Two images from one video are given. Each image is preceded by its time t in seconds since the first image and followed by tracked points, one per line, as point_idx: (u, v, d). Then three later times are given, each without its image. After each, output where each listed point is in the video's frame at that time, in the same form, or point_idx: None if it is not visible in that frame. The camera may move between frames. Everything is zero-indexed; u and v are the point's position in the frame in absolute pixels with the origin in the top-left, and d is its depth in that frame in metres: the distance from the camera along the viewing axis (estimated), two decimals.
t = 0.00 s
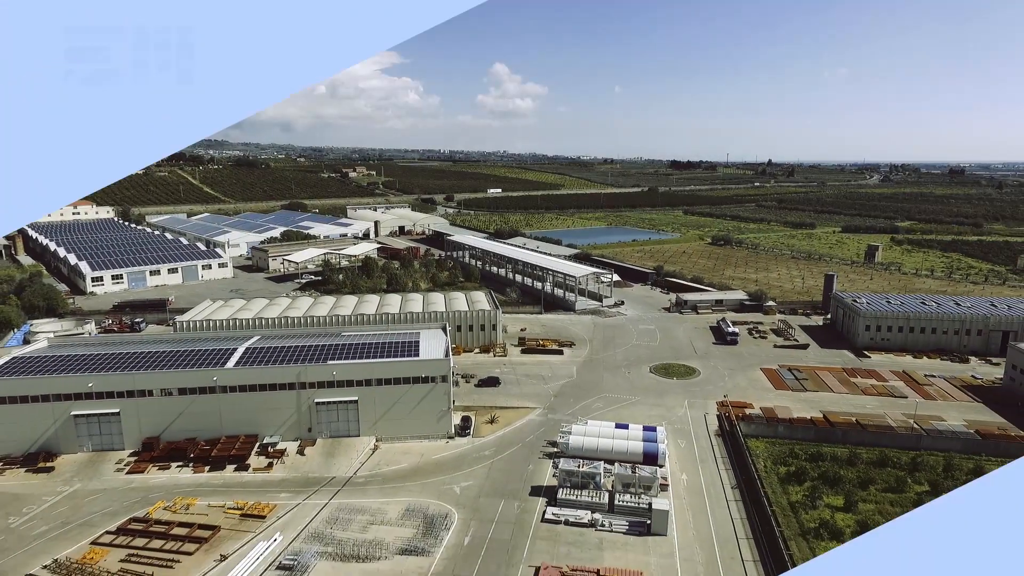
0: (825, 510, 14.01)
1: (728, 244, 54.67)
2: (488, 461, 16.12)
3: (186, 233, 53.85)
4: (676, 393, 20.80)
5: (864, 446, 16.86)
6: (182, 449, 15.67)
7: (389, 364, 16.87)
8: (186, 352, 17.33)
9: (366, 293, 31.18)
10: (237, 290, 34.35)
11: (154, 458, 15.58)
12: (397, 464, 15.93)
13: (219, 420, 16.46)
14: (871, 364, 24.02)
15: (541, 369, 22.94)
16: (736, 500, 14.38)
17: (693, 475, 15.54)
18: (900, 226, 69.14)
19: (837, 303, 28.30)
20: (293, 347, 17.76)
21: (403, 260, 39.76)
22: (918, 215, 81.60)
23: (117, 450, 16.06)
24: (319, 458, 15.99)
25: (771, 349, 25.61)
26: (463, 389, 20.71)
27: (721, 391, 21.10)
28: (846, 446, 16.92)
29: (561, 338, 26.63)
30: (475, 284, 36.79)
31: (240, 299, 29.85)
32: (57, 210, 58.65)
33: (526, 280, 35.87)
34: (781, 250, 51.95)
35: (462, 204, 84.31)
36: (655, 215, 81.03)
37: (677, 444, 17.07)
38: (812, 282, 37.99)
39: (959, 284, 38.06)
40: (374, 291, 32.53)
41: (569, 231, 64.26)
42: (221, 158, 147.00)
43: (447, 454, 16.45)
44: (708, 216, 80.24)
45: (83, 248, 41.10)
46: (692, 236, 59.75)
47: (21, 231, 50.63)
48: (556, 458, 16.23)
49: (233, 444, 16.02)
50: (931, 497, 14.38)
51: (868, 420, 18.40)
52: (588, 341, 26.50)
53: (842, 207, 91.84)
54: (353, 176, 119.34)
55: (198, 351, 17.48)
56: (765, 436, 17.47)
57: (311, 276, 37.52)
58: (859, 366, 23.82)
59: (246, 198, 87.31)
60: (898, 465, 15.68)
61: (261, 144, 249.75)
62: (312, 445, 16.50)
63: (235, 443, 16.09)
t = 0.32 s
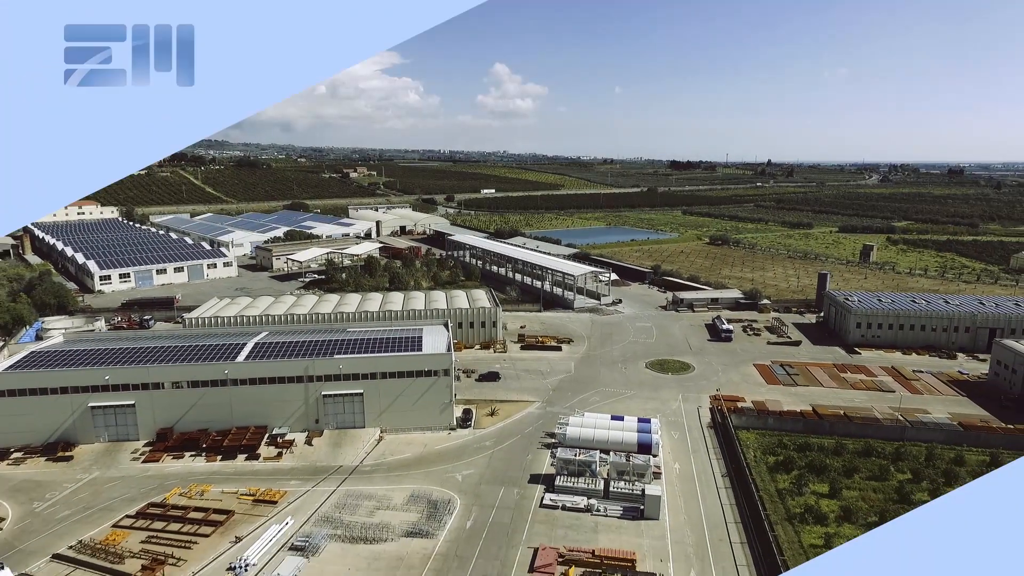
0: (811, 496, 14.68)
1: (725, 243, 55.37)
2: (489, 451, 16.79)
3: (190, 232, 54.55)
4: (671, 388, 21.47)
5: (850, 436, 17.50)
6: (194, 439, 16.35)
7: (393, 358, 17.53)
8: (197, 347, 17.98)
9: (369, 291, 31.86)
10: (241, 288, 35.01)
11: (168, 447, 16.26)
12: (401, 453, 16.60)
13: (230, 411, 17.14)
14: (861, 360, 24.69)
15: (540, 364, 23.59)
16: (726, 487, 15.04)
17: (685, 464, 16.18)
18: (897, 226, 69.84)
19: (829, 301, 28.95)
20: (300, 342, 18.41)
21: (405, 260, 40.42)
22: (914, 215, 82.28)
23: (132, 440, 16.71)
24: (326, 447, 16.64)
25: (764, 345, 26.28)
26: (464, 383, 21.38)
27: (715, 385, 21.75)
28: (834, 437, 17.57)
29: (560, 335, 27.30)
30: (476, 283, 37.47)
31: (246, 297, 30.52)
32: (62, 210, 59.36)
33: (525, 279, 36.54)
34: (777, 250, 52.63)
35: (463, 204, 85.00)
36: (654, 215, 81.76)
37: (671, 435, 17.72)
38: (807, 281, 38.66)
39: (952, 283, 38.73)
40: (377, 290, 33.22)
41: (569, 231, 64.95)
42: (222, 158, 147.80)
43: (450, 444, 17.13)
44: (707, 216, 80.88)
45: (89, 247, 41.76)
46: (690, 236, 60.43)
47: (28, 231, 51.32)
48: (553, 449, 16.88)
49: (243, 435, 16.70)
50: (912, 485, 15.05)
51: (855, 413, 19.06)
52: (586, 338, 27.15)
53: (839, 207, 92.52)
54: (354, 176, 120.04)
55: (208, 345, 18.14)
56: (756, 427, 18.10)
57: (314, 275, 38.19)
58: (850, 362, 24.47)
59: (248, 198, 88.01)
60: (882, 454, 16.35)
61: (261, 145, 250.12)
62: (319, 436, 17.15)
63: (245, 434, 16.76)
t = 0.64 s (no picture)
0: (798, 484, 15.33)
1: (723, 242, 56.07)
2: (490, 442, 17.45)
3: (194, 232, 55.23)
4: (666, 383, 22.13)
5: (838, 429, 18.14)
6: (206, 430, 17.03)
7: (397, 353, 18.18)
8: (209, 343, 18.63)
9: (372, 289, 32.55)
10: (247, 287, 35.70)
11: (182, 438, 16.93)
12: (406, 444, 17.26)
13: (241, 404, 17.81)
14: (852, 356, 25.35)
15: (540, 360, 24.25)
16: (717, 476, 15.68)
17: (678, 454, 16.83)
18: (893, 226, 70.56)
19: (823, 299, 29.62)
20: (308, 337, 19.07)
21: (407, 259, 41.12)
22: (912, 215, 82.97)
23: (147, 432, 17.38)
24: (334, 438, 17.31)
25: (759, 342, 26.95)
26: (466, 378, 22.04)
27: (709, 381, 22.42)
28: (823, 429, 18.21)
29: (559, 332, 27.96)
30: (477, 282, 38.13)
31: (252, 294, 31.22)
32: (68, 210, 60.03)
33: (526, 278, 37.22)
34: (774, 250, 53.33)
35: (464, 205, 85.74)
36: (653, 215, 82.47)
37: (665, 427, 18.36)
38: (802, 280, 39.33)
39: (945, 282, 39.43)
40: (380, 288, 33.91)
41: (568, 231, 65.64)
42: (223, 158, 148.55)
43: (452, 436, 17.78)
44: (706, 216, 81.60)
45: (97, 246, 42.44)
46: (689, 236, 61.11)
47: (35, 229, 52.01)
48: (551, 440, 17.54)
49: (254, 426, 17.37)
50: (896, 474, 15.70)
51: (844, 406, 19.71)
52: (584, 335, 27.81)
53: (838, 207, 93.22)
54: (355, 176, 120.80)
55: (219, 341, 18.79)
56: (748, 420, 18.73)
57: (318, 274, 38.89)
58: (841, 358, 25.13)
59: (250, 199, 88.68)
60: (868, 445, 17.00)
61: (262, 145, 250.92)
62: (327, 427, 17.81)
63: (256, 425, 17.43)
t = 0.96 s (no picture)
0: (786, 474, 15.98)
1: (720, 242, 56.72)
2: (490, 434, 18.10)
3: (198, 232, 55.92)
4: (662, 378, 22.79)
5: (827, 421, 18.78)
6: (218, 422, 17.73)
7: (402, 348, 18.86)
8: (219, 338, 19.28)
9: (375, 288, 33.23)
10: (252, 286, 36.37)
11: (194, 430, 17.61)
12: (410, 435, 17.94)
13: (251, 397, 18.48)
14: (844, 353, 26.02)
15: (539, 356, 24.94)
16: (708, 466, 16.35)
17: (671, 445, 17.47)
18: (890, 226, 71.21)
19: (816, 298, 30.28)
20: (314, 333, 19.72)
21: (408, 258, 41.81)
22: (909, 215, 83.57)
23: (160, 424, 18.05)
24: (340, 430, 17.96)
25: (753, 339, 27.62)
26: (467, 374, 22.72)
27: (703, 376, 23.08)
28: (812, 421, 18.86)
29: (558, 329, 28.64)
30: (477, 281, 38.80)
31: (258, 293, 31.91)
32: (73, 210, 60.71)
33: (526, 277, 37.91)
34: (771, 249, 54.03)
35: (465, 205, 86.37)
36: (652, 215, 83.11)
37: (659, 420, 19.02)
38: (797, 279, 39.97)
39: (938, 281, 40.10)
40: (383, 287, 34.59)
41: (568, 231, 66.28)
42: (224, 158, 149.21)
43: (454, 428, 18.45)
44: (704, 216, 82.28)
45: (103, 246, 43.12)
46: (687, 236, 61.76)
47: (41, 228, 52.70)
48: (550, 432, 18.21)
49: (263, 419, 18.04)
50: (880, 464, 16.35)
51: (834, 400, 20.37)
52: (583, 332, 28.49)
53: (836, 207, 93.86)
54: (356, 177, 121.50)
55: (229, 337, 19.44)
56: (740, 413, 19.38)
57: (322, 273, 39.56)
58: (833, 355, 25.80)
59: (252, 199, 89.31)
60: (855, 437, 17.67)
61: (263, 145, 251.60)
62: (333, 420, 18.46)
63: (265, 418, 18.10)
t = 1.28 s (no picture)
0: (775, 464, 16.63)
1: (718, 242, 57.39)
2: (490, 426, 18.76)
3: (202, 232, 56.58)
4: (658, 374, 23.45)
5: (816, 415, 19.44)
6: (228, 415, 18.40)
7: (405, 344, 19.50)
8: (229, 334, 19.94)
9: (378, 286, 33.91)
10: (257, 285, 37.05)
11: (206, 422, 18.30)
12: (413, 427, 18.60)
13: (260, 391, 19.14)
14: (836, 350, 26.68)
15: (538, 353, 25.62)
16: (700, 456, 17.01)
17: (666, 437, 18.12)
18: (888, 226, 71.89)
19: (810, 296, 30.94)
20: (321, 330, 20.35)
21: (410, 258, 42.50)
22: (907, 215, 84.27)
23: (172, 417, 18.72)
24: (346, 422, 18.62)
25: (747, 337, 28.29)
26: (469, 369, 23.39)
27: (697, 372, 23.74)
28: (802, 415, 19.52)
29: (557, 327, 29.32)
30: (478, 280, 39.47)
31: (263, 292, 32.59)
32: (79, 211, 61.36)
33: (525, 276, 38.60)
34: (768, 249, 54.72)
35: (466, 205, 87.07)
36: (652, 215, 83.76)
37: (654, 414, 19.68)
38: (793, 278, 40.62)
39: (931, 280, 40.77)
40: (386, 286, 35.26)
41: (568, 231, 66.95)
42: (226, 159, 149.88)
43: (456, 421, 19.11)
44: (703, 216, 82.99)
45: (110, 246, 43.79)
46: (685, 235, 62.45)
47: (47, 228, 53.35)
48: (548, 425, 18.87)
49: (272, 412, 18.70)
50: (865, 455, 17.01)
51: (824, 395, 21.03)
52: (582, 330, 29.15)
53: (835, 207, 94.57)
54: (357, 177, 122.18)
55: (238, 333, 20.10)
56: (732, 407, 20.04)
57: (325, 272, 40.23)
58: (825, 352, 26.45)
59: (254, 199, 89.95)
60: (843, 429, 18.33)
61: (263, 145, 252.19)
62: (339, 413, 19.11)
63: (274, 411, 18.77)
